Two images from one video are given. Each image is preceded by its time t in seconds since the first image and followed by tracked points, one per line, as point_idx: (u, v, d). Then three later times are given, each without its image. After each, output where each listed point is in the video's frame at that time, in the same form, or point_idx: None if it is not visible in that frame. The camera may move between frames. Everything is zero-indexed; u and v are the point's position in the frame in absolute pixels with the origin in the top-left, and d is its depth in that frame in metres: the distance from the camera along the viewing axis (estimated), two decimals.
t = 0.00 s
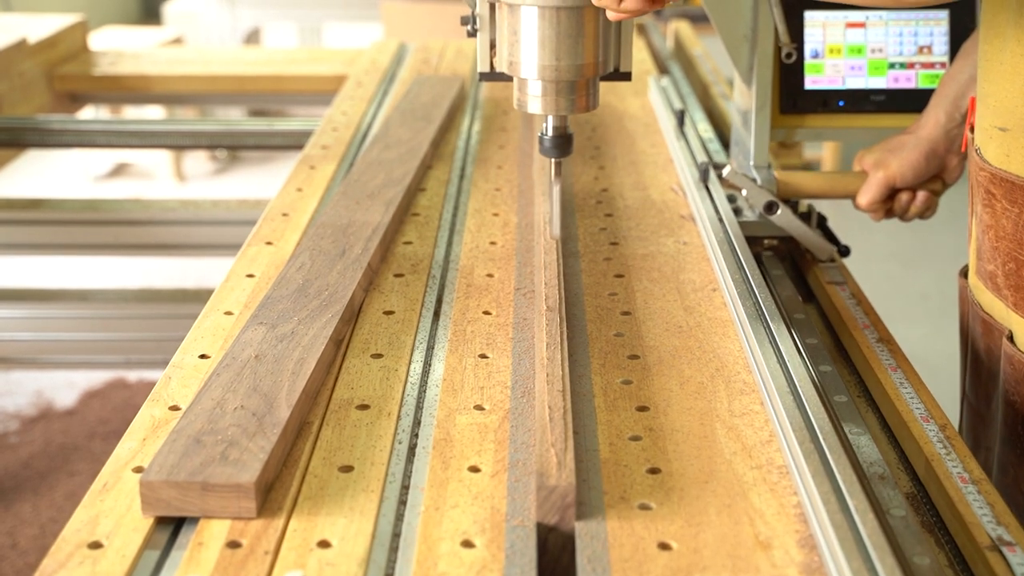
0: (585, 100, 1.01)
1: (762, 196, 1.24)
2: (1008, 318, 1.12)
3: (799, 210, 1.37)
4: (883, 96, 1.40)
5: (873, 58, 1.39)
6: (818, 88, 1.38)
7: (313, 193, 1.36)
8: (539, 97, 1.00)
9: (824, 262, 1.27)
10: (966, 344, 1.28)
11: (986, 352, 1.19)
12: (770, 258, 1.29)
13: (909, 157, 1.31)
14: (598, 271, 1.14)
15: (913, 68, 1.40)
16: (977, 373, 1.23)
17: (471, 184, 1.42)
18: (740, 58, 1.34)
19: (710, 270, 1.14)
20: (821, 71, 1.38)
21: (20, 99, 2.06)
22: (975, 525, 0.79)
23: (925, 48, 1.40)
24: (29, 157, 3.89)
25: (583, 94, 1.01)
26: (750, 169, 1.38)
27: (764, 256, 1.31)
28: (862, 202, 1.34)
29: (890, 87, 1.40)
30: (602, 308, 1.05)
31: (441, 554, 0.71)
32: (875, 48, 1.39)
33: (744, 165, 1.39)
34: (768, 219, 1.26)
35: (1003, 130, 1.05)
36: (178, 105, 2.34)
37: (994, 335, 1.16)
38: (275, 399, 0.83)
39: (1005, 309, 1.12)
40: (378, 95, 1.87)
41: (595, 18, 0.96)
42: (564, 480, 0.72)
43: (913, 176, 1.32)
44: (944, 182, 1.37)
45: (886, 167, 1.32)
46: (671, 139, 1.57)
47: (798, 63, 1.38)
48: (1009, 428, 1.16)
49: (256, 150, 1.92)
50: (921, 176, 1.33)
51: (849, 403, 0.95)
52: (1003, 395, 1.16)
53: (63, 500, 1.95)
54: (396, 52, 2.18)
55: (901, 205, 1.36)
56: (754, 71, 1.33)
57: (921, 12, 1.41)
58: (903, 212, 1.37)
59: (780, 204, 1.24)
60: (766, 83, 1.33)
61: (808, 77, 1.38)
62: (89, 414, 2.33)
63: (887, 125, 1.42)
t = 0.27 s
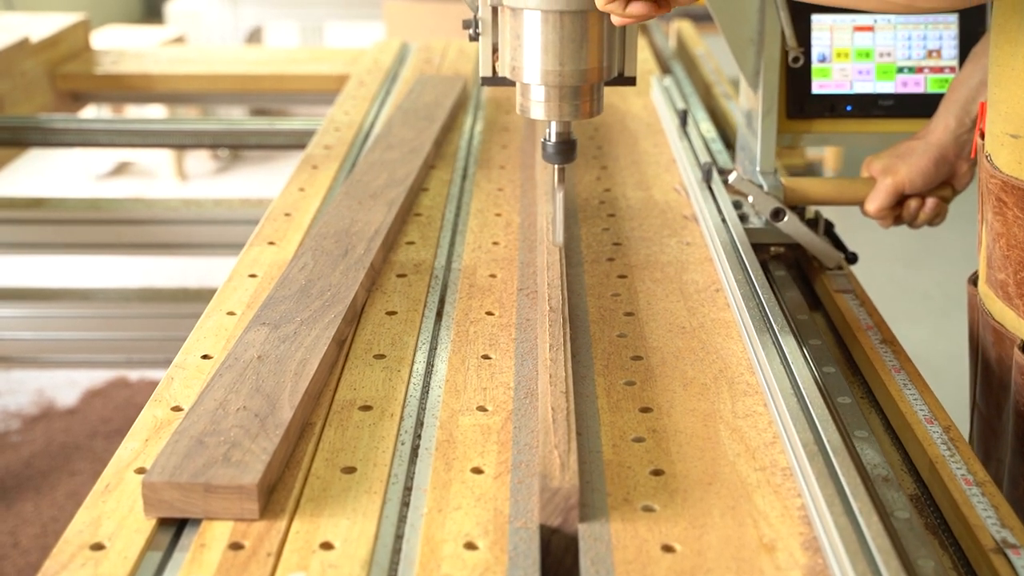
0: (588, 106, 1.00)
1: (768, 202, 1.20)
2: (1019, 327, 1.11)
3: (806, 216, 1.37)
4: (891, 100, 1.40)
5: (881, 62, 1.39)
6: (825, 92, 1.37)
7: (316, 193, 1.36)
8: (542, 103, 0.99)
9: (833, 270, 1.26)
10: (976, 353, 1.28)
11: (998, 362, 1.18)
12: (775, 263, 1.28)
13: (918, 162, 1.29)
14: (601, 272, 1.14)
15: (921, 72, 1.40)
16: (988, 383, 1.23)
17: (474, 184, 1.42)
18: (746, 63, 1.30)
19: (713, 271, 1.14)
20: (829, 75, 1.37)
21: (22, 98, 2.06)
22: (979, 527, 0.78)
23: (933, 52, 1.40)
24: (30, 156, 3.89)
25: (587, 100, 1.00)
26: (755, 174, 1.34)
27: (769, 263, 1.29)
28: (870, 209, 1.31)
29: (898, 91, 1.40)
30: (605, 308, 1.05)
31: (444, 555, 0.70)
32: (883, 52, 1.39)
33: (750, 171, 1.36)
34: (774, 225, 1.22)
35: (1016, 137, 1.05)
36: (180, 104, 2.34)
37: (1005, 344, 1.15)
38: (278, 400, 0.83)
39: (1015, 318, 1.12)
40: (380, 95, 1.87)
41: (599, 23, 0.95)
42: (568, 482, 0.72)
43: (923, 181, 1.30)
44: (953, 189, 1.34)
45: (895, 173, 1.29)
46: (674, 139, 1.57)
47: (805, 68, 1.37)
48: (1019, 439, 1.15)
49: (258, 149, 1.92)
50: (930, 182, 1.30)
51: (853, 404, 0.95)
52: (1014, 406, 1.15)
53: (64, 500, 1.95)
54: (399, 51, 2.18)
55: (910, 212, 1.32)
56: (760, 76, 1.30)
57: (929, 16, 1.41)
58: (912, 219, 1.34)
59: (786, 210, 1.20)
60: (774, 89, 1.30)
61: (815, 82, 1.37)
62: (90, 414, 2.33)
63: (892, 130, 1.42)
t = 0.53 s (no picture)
0: (586, 109, 0.99)
1: (770, 207, 1.17)
2: None
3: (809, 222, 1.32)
4: (895, 103, 1.35)
5: (885, 63, 1.34)
6: (827, 94, 1.33)
7: (312, 189, 1.36)
8: (539, 106, 0.98)
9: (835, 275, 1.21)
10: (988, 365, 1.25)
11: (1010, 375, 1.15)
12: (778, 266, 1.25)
13: (922, 168, 1.22)
14: (597, 269, 1.13)
15: (926, 74, 1.35)
16: (1001, 396, 1.20)
17: (471, 181, 1.42)
18: (747, 64, 1.26)
19: (711, 268, 1.13)
20: (832, 76, 1.33)
21: (18, 94, 2.05)
22: (976, 524, 0.78)
23: (939, 53, 1.35)
24: (28, 152, 3.89)
25: (585, 103, 0.99)
26: (757, 178, 1.30)
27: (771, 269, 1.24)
28: (874, 213, 1.24)
29: (903, 93, 1.35)
30: (602, 305, 1.05)
31: (440, 554, 0.70)
32: (887, 53, 1.34)
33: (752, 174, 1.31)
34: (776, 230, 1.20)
35: None
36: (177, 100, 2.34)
37: (1015, 356, 1.13)
38: (274, 397, 0.83)
39: None
40: (378, 92, 1.86)
41: (597, 25, 0.94)
42: (564, 480, 0.72)
43: (927, 187, 1.23)
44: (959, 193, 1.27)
45: (900, 178, 1.22)
46: (672, 136, 1.56)
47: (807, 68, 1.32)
48: None
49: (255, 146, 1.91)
50: (935, 187, 1.24)
51: (850, 402, 0.95)
52: None
53: (61, 496, 1.95)
54: (396, 48, 2.17)
55: (914, 218, 1.26)
56: (762, 79, 1.26)
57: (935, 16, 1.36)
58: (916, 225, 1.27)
59: (789, 215, 1.17)
60: (775, 91, 1.26)
61: (818, 83, 1.33)
62: (89, 410, 2.33)
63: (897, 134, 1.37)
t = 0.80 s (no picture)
0: (585, 107, 0.97)
1: (773, 206, 1.12)
2: None
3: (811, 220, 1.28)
4: (900, 99, 1.32)
5: (889, 58, 1.32)
6: (832, 90, 1.30)
7: (309, 180, 1.35)
8: (537, 103, 0.95)
9: (840, 275, 1.19)
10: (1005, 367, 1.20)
11: None
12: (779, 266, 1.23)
13: (930, 166, 1.20)
14: (595, 261, 1.13)
15: (931, 69, 1.33)
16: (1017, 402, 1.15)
17: (469, 172, 1.41)
18: (749, 59, 1.22)
19: (709, 259, 1.13)
20: (835, 72, 1.30)
21: (14, 85, 2.04)
22: (974, 515, 0.78)
23: (944, 48, 1.34)
24: (24, 144, 3.87)
25: (583, 100, 0.96)
26: (760, 176, 1.26)
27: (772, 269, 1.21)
28: (877, 211, 1.21)
29: (908, 89, 1.33)
30: (600, 297, 1.05)
31: (437, 545, 0.70)
32: (891, 48, 1.32)
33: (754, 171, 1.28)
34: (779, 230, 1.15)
35: None
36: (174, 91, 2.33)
37: None
38: (270, 389, 0.82)
39: None
40: (375, 83, 1.85)
41: (595, 21, 0.92)
42: (561, 471, 0.72)
43: (935, 185, 1.21)
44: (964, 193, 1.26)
45: (907, 175, 1.20)
46: (670, 127, 1.56)
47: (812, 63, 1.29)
48: None
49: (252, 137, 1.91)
50: (942, 186, 1.22)
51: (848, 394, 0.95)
52: None
53: (59, 488, 1.95)
54: (394, 38, 2.16)
55: (918, 216, 1.23)
56: (765, 75, 1.22)
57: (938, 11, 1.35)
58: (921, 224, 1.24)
59: (792, 214, 1.13)
60: (778, 87, 1.22)
61: (822, 79, 1.30)
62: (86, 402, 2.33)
63: (903, 130, 1.34)
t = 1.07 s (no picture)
0: (585, 108, 0.95)
1: (777, 208, 1.12)
2: None
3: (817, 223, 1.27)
4: (907, 100, 1.30)
5: (895, 58, 1.29)
6: (836, 90, 1.28)
7: (309, 176, 1.35)
8: (537, 104, 0.94)
9: (845, 279, 1.17)
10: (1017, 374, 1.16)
11: None
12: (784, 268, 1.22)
13: (934, 170, 1.15)
14: (595, 256, 1.13)
15: (939, 70, 1.30)
16: None
17: (468, 167, 1.41)
18: (754, 58, 1.21)
19: (709, 255, 1.13)
20: (840, 72, 1.28)
21: (13, 80, 2.04)
22: (975, 511, 0.78)
23: (951, 48, 1.30)
24: (23, 139, 3.87)
25: (584, 101, 0.94)
26: (763, 177, 1.26)
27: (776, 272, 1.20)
28: (883, 214, 1.18)
29: (914, 89, 1.30)
30: (600, 292, 1.04)
31: (436, 541, 0.70)
32: (898, 48, 1.29)
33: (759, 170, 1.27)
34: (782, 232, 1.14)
35: None
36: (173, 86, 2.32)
37: None
38: (270, 384, 0.82)
39: None
40: (374, 78, 1.85)
41: (597, 20, 0.90)
42: (561, 467, 0.72)
43: (939, 190, 1.16)
44: (973, 195, 1.21)
45: (911, 179, 1.16)
46: (670, 122, 1.56)
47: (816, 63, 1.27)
48: None
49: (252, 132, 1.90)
50: (947, 190, 1.17)
51: (849, 390, 0.95)
52: None
53: (58, 484, 1.95)
54: (393, 33, 2.16)
55: (926, 219, 1.19)
56: (769, 76, 1.22)
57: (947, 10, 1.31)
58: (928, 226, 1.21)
59: (796, 216, 1.12)
60: (783, 87, 1.22)
61: (826, 79, 1.28)
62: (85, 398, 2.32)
63: (910, 132, 1.31)
